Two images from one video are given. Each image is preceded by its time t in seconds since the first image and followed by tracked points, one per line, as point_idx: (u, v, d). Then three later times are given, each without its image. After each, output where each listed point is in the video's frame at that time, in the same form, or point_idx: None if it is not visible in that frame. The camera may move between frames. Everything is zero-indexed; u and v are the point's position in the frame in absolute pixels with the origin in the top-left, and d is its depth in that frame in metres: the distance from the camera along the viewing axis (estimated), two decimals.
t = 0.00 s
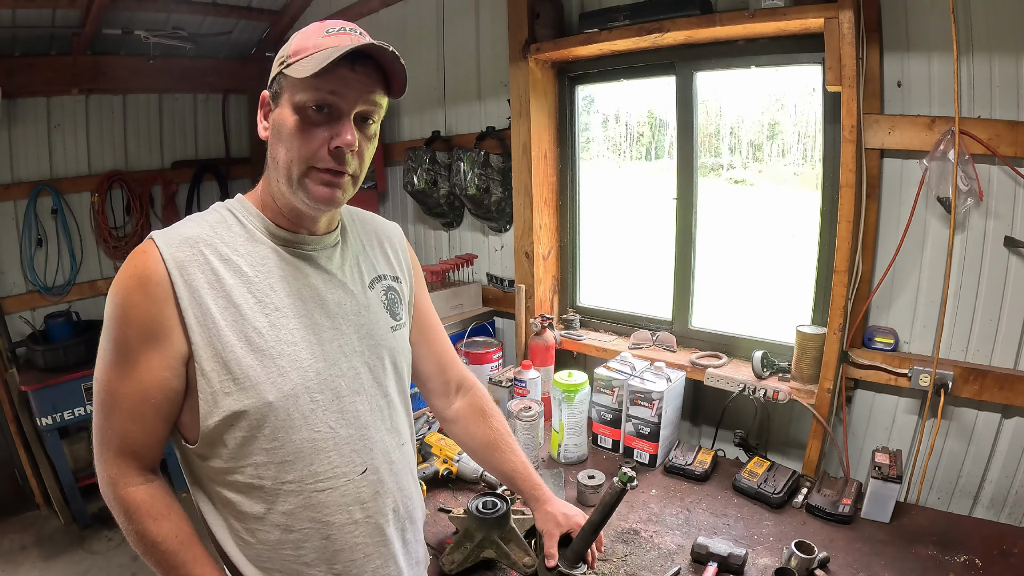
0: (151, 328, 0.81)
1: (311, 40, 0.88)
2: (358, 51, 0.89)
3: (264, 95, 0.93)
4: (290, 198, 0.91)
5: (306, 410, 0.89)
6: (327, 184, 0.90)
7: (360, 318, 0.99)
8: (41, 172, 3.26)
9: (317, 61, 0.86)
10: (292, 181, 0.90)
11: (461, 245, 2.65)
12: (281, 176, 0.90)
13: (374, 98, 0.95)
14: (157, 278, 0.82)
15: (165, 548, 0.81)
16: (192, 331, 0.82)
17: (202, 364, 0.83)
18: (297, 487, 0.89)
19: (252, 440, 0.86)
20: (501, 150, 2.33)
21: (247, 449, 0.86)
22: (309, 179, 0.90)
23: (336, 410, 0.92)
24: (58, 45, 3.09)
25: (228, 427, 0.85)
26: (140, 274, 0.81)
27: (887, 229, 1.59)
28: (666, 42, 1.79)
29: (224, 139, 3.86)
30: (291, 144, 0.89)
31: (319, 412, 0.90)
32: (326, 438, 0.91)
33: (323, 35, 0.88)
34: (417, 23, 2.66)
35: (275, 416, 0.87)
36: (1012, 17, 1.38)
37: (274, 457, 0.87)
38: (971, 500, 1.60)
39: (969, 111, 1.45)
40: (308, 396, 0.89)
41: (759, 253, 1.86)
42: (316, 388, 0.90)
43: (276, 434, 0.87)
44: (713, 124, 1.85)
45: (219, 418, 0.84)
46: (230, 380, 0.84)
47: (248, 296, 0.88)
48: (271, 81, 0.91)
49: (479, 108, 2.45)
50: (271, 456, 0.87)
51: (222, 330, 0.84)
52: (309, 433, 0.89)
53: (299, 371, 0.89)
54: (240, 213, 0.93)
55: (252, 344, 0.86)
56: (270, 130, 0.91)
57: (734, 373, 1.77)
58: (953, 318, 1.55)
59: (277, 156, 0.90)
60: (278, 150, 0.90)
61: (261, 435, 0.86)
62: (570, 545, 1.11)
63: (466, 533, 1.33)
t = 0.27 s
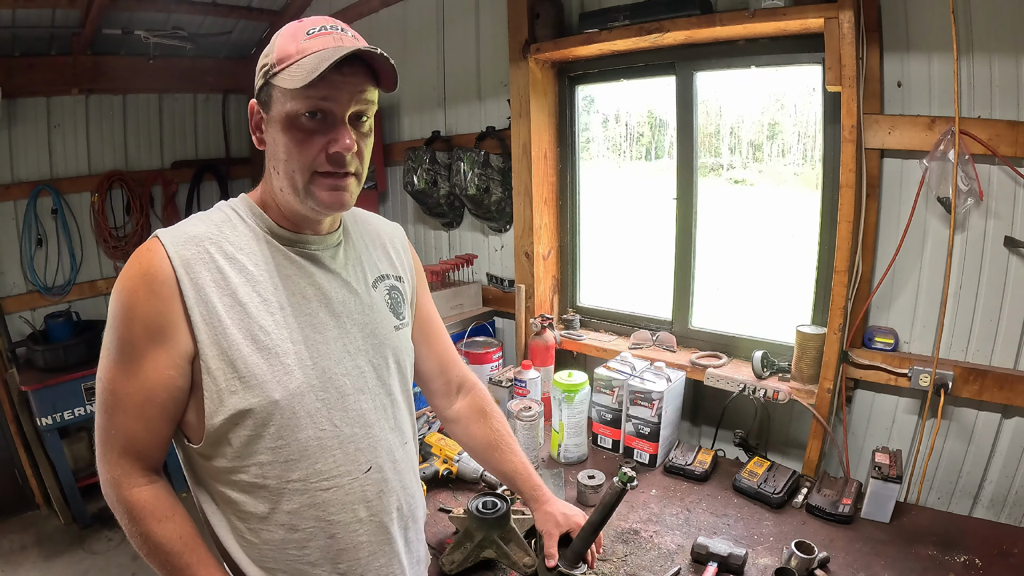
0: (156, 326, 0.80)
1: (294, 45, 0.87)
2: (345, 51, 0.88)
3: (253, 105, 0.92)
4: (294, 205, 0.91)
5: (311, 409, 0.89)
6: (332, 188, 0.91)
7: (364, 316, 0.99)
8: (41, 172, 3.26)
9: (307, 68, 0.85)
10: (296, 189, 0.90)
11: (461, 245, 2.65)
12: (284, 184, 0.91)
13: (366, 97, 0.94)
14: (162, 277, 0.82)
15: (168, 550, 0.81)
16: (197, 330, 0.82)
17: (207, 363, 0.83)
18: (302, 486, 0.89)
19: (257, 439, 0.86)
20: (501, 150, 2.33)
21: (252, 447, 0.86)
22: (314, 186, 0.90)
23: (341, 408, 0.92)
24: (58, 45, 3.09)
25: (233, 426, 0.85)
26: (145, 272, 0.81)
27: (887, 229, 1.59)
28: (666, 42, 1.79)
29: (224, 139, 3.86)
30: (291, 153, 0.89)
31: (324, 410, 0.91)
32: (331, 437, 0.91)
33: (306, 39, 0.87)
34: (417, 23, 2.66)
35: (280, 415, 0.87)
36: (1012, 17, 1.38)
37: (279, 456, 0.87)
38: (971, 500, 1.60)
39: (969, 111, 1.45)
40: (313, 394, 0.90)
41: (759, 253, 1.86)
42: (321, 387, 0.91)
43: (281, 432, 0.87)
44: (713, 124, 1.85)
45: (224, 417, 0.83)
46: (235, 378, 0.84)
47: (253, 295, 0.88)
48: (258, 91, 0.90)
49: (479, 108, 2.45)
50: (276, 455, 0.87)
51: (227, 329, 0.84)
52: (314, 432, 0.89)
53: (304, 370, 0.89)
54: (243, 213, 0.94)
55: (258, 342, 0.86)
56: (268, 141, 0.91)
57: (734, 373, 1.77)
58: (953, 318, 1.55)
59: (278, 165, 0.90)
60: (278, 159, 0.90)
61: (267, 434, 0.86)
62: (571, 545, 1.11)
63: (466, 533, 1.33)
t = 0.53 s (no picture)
0: (153, 330, 0.80)
1: (298, 38, 0.87)
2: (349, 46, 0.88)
3: (254, 99, 0.92)
4: (293, 201, 0.91)
5: (311, 411, 0.89)
6: (330, 185, 0.90)
7: (363, 318, 0.99)
8: (40, 172, 3.26)
9: (311, 61, 0.85)
10: (296, 186, 0.90)
11: (461, 245, 2.65)
12: (283, 181, 0.90)
13: (368, 93, 0.94)
14: (159, 280, 0.82)
15: (167, 551, 0.81)
16: (195, 333, 0.82)
17: (206, 366, 0.83)
18: (301, 489, 0.89)
19: (256, 442, 0.86)
20: (501, 150, 2.33)
21: (251, 450, 0.86)
22: (312, 182, 0.90)
23: (340, 411, 0.92)
24: (58, 45, 3.09)
25: (232, 429, 0.85)
26: (141, 276, 0.81)
27: (886, 229, 1.59)
28: (666, 42, 1.79)
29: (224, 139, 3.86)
30: (292, 148, 0.89)
31: (323, 413, 0.90)
32: (330, 439, 0.91)
33: (310, 33, 0.87)
34: (417, 23, 2.66)
35: (280, 418, 0.87)
36: (1012, 17, 1.38)
37: (278, 459, 0.87)
38: (971, 500, 1.60)
39: (969, 111, 1.45)
40: (312, 397, 0.90)
41: (758, 253, 1.86)
42: (320, 389, 0.90)
43: (280, 435, 0.87)
44: (713, 124, 1.85)
45: (224, 421, 0.84)
46: (234, 381, 0.84)
47: (251, 298, 0.88)
48: (260, 84, 0.90)
49: (479, 107, 2.45)
50: (275, 458, 0.87)
51: (225, 332, 0.84)
52: (313, 434, 0.89)
53: (302, 372, 0.89)
54: (240, 213, 0.93)
55: (256, 345, 0.86)
56: (268, 135, 0.91)
57: (734, 373, 1.77)
58: (953, 318, 1.55)
59: (278, 160, 0.90)
60: (278, 154, 0.90)
61: (266, 436, 0.86)
62: (570, 545, 1.11)
63: (466, 533, 1.33)
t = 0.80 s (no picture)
0: (150, 331, 0.80)
1: (300, 38, 0.87)
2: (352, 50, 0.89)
3: (254, 97, 0.91)
4: (290, 203, 0.91)
5: (307, 412, 0.89)
6: (328, 188, 0.91)
7: (359, 319, 0.99)
8: (40, 172, 3.26)
9: (313, 63, 0.85)
10: (294, 188, 0.90)
11: (461, 245, 2.65)
12: (281, 182, 0.90)
13: (369, 98, 0.94)
14: (154, 281, 0.82)
15: (163, 552, 0.81)
16: (191, 334, 0.83)
17: (202, 367, 0.83)
18: (297, 489, 0.89)
19: (252, 443, 0.86)
20: (501, 150, 2.33)
21: (248, 451, 0.86)
22: (310, 184, 0.90)
23: (336, 412, 0.92)
24: (58, 45, 3.09)
25: (228, 430, 0.85)
26: (137, 276, 0.81)
27: (886, 229, 1.59)
28: (666, 43, 1.79)
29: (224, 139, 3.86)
30: (291, 148, 0.89)
31: (319, 414, 0.91)
32: (326, 440, 0.91)
33: (312, 34, 0.87)
34: (417, 23, 2.66)
35: (276, 419, 0.87)
36: (1012, 17, 1.38)
37: (274, 460, 0.87)
38: (971, 500, 1.60)
39: (969, 111, 1.45)
40: (308, 398, 0.90)
41: (758, 253, 1.86)
42: (316, 390, 0.90)
43: (276, 436, 0.87)
44: (713, 124, 1.85)
45: (219, 422, 0.84)
46: (230, 382, 0.84)
47: (247, 298, 0.88)
48: (261, 83, 0.90)
49: (479, 107, 2.45)
50: (271, 459, 0.87)
51: (221, 333, 0.84)
52: (309, 435, 0.89)
53: (299, 373, 0.89)
54: (236, 214, 0.93)
55: (252, 346, 0.86)
56: (267, 135, 0.91)
57: (734, 373, 1.77)
58: (953, 318, 1.55)
59: (276, 161, 0.90)
60: (277, 155, 0.90)
61: (262, 437, 0.86)
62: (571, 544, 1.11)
63: (466, 533, 1.33)
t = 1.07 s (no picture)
0: (143, 333, 0.81)
1: (290, 41, 0.86)
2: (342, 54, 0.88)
3: (246, 100, 0.92)
4: (282, 206, 0.91)
5: (299, 414, 0.89)
6: (319, 192, 0.91)
7: (353, 320, 0.99)
8: (41, 172, 3.26)
9: (302, 67, 0.85)
10: (286, 191, 0.90)
11: (461, 245, 2.65)
12: (272, 185, 0.91)
13: (360, 101, 0.93)
14: (148, 283, 0.82)
15: (162, 551, 0.81)
16: (183, 335, 0.82)
17: (194, 369, 0.83)
18: (291, 491, 0.89)
19: (245, 445, 0.86)
20: (501, 150, 2.33)
21: (240, 453, 0.86)
22: (301, 188, 0.90)
23: (329, 413, 0.92)
24: (58, 46, 3.09)
25: (221, 430, 0.85)
26: (131, 279, 0.82)
27: (886, 230, 1.59)
28: (666, 42, 1.79)
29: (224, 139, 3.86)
30: (282, 152, 0.89)
31: (312, 415, 0.90)
32: (318, 442, 0.91)
33: (302, 37, 0.87)
34: (417, 23, 2.66)
35: (268, 421, 0.86)
36: (1012, 17, 1.38)
37: (267, 462, 0.87)
38: (971, 500, 1.60)
39: (969, 111, 1.45)
40: (300, 400, 0.89)
41: (758, 253, 1.86)
42: (308, 392, 0.90)
43: (269, 438, 0.87)
44: (713, 124, 1.85)
45: (212, 423, 0.84)
46: (222, 383, 0.84)
47: (239, 300, 0.88)
48: (253, 85, 0.89)
49: (479, 107, 2.45)
50: (264, 460, 0.87)
51: (213, 335, 0.84)
52: (301, 437, 0.89)
53: (291, 375, 0.89)
54: (231, 215, 0.93)
55: (244, 348, 0.86)
56: (259, 138, 0.91)
57: (734, 373, 1.77)
58: (953, 318, 1.55)
59: (268, 164, 0.90)
60: (268, 158, 0.90)
61: (254, 439, 0.86)
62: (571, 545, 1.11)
63: (466, 533, 1.33)
